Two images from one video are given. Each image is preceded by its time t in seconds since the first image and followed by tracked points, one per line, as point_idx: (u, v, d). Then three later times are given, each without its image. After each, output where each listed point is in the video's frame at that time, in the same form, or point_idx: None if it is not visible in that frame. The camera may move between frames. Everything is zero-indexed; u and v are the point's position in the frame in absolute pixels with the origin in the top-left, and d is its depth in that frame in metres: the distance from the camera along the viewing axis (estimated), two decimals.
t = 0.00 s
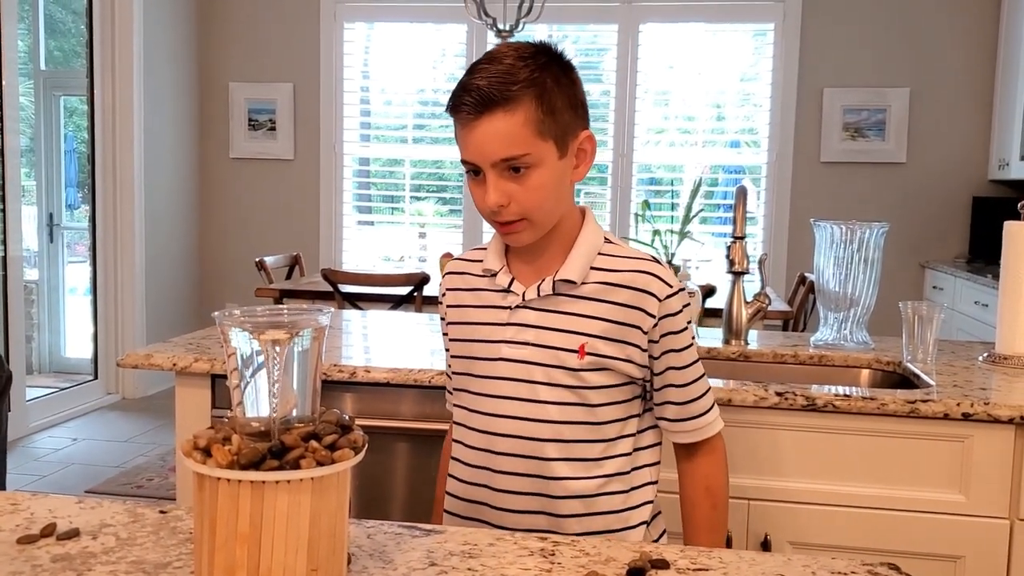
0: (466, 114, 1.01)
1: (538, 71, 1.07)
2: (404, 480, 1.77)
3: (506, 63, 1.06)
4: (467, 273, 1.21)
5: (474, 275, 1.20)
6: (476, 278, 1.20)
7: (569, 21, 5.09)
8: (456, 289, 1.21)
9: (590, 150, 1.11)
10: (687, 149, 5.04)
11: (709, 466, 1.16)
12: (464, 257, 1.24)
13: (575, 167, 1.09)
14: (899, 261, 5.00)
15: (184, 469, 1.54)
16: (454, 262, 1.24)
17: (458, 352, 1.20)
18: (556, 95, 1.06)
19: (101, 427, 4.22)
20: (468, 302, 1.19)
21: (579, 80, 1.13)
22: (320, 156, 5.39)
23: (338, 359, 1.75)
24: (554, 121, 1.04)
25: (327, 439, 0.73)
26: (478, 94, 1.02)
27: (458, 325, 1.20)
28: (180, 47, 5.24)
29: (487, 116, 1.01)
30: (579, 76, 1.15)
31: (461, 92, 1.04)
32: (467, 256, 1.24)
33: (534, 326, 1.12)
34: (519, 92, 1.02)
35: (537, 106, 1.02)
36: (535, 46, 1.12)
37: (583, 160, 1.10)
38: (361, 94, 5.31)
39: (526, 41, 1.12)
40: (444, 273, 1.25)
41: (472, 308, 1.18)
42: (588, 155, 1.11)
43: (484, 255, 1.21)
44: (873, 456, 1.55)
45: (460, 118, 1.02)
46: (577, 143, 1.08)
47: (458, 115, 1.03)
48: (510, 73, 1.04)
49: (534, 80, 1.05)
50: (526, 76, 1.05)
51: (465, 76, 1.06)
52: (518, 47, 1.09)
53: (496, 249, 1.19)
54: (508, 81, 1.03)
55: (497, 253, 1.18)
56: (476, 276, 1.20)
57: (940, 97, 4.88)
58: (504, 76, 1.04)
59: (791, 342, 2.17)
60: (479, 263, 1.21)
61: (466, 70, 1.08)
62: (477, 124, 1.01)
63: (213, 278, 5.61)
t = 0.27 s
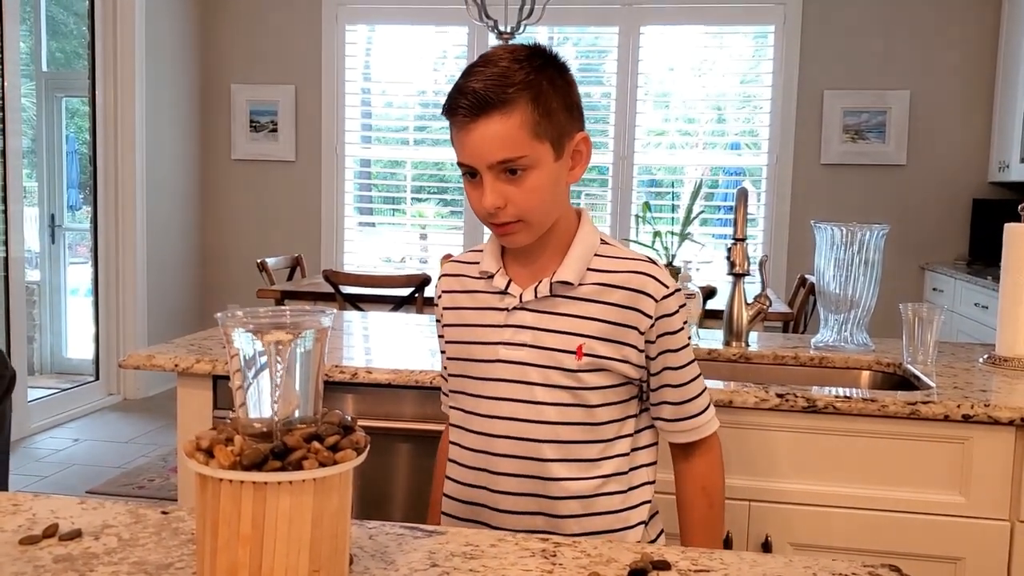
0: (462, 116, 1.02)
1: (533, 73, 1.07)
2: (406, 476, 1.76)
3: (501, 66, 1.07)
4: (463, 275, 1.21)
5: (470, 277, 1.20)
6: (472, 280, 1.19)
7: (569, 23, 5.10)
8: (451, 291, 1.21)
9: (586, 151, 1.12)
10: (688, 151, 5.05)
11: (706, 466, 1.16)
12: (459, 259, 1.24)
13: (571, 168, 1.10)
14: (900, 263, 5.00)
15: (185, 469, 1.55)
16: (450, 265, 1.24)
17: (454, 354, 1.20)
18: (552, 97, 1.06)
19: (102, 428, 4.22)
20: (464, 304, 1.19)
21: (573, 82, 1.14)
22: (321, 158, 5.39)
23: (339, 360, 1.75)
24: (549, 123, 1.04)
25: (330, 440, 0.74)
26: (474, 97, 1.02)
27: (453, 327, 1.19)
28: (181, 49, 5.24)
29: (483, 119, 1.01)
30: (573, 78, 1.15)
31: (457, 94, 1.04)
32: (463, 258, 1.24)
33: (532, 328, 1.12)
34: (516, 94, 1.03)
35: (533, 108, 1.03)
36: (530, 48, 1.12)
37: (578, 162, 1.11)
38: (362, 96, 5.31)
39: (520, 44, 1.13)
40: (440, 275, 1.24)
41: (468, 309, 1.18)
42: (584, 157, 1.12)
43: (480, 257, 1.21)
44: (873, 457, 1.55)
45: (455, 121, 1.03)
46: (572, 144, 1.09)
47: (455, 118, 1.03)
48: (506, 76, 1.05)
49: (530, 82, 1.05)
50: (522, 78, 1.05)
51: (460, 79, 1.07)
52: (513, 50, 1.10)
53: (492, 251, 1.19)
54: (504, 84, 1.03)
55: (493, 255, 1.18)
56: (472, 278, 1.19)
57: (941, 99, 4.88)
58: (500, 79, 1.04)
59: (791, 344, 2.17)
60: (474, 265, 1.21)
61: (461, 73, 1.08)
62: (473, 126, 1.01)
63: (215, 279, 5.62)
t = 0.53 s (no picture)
0: (460, 117, 1.02)
1: (530, 75, 1.07)
2: (406, 473, 1.76)
3: (499, 67, 1.07)
4: (460, 278, 1.21)
5: (467, 279, 1.20)
6: (470, 283, 1.19)
7: (571, 24, 5.10)
8: (448, 294, 1.21)
9: (582, 153, 1.12)
10: (688, 153, 5.05)
11: (703, 469, 1.16)
12: (456, 262, 1.24)
13: (567, 170, 1.10)
14: (901, 266, 5.00)
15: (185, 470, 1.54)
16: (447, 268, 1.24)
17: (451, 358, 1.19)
18: (549, 99, 1.06)
19: (103, 429, 4.22)
20: (461, 307, 1.19)
21: (570, 85, 1.14)
22: (322, 159, 5.39)
23: (339, 361, 1.75)
24: (546, 124, 1.04)
25: (332, 442, 0.74)
26: (471, 98, 1.02)
27: (450, 330, 1.19)
28: (182, 50, 5.24)
29: (480, 120, 1.01)
30: (570, 80, 1.15)
31: (454, 95, 1.04)
32: (460, 261, 1.24)
33: (531, 331, 1.13)
34: (513, 95, 1.03)
35: (530, 109, 1.03)
36: (527, 51, 1.12)
37: (575, 163, 1.11)
38: (363, 97, 5.31)
39: (518, 46, 1.13)
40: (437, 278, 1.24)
41: (465, 313, 1.18)
42: (581, 159, 1.12)
43: (478, 259, 1.21)
44: (873, 460, 1.55)
45: (453, 122, 1.02)
46: (569, 146, 1.09)
47: (451, 118, 1.03)
48: (503, 77, 1.05)
49: (527, 84, 1.05)
50: (519, 80, 1.05)
51: (457, 80, 1.06)
52: (511, 52, 1.10)
53: (490, 254, 1.19)
54: (501, 85, 1.03)
55: (491, 258, 1.18)
56: (469, 281, 1.19)
57: (941, 101, 4.88)
58: (498, 81, 1.04)
59: (792, 346, 2.17)
60: (472, 267, 1.21)
61: (458, 74, 1.08)
62: (470, 127, 1.01)
63: (215, 280, 5.62)
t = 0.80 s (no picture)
0: (458, 120, 1.02)
1: (528, 78, 1.07)
2: (407, 473, 1.76)
3: (497, 71, 1.07)
4: (458, 281, 1.21)
5: (465, 282, 1.20)
6: (468, 286, 1.19)
7: (572, 27, 5.11)
8: (446, 297, 1.21)
9: (580, 156, 1.12)
10: (689, 155, 5.05)
11: (702, 471, 1.16)
12: (454, 265, 1.24)
13: (565, 173, 1.10)
14: (902, 269, 4.99)
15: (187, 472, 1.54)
16: (444, 271, 1.24)
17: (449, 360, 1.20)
18: (547, 102, 1.06)
19: (104, 430, 4.22)
20: (460, 310, 1.19)
21: (568, 88, 1.14)
22: (323, 161, 5.40)
23: (340, 363, 1.75)
24: (544, 127, 1.04)
25: (334, 444, 0.74)
26: (469, 101, 1.02)
27: (449, 333, 1.19)
28: (184, 51, 5.25)
29: (478, 123, 1.01)
30: (568, 83, 1.15)
31: (452, 98, 1.04)
32: (458, 264, 1.24)
33: (529, 333, 1.13)
34: (511, 98, 1.03)
35: (528, 112, 1.03)
36: (525, 54, 1.12)
37: (572, 166, 1.11)
38: (365, 99, 5.32)
39: (516, 50, 1.13)
40: (435, 281, 1.24)
41: (463, 316, 1.18)
42: (578, 162, 1.12)
43: (475, 263, 1.21)
44: (874, 463, 1.55)
45: (451, 125, 1.02)
46: (567, 149, 1.09)
47: (450, 122, 1.03)
48: (501, 80, 1.05)
49: (525, 87, 1.05)
50: (517, 83, 1.05)
51: (456, 83, 1.06)
52: (509, 55, 1.10)
53: (488, 257, 1.19)
54: (499, 88, 1.03)
55: (489, 261, 1.18)
56: (467, 284, 1.19)
57: (942, 105, 4.89)
58: (496, 84, 1.04)
59: (793, 349, 2.17)
60: (469, 270, 1.21)
61: (456, 78, 1.08)
62: (468, 130, 1.01)
63: (216, 282, 5.62)
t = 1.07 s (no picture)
0: (457, 121, 1.02)
1: (528, 79, 1.07)
2: (407, 473, 1.75)
3: (497, 71, 1.07)
4: (457, 282, 1.21)
5: (464, 283, 1.20)
6: (467, 287, 1.19)
7: (573, 29, 5.11)
8: (445, 298, 1.21)
9: (580, 158, 1.12)
10: (690, 158, 5.06)
11: (703, 472, 1.16)
12: (454, 266, 1.24)
13: (565, 174, 1.10)
14: (903, 272, 4.99)
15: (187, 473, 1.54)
16: (444, 272, 1.24)
17: (449, 361, 1.19)
18: (547, 103, 1.06)
19: (105, 432, 4.22)
20: (459, 311, 1.19)
21: (568, 90, 1.14)
22: (324, 162, 5.40)
23: (341, 364, 1.75)
24: (543, 128, 1.04)
25: (335, 445, 0.74)
26: (469, 101, 1.02)
27: (448, 334, 1.19)
28: (186, 53, 5.25)
29: (477, 123, 1.01)
30: (568, 85, 1.15)
31: (452, 99, 1.04)
32: (457, 265, 1.24)
33: (529, 334, 1.13)
34: (510, 99, 1.03)
35: (527, 113, 1.03)
36: (525, 55, 1.12)
37: (572, 168, 1.11)
38: (366, 101, 5.32)
39: (516, 52, 1.13)
40: (434, 283, 1.24)
41: (462, 317, 1.18)
42: (578, 163, 1.12)
43: (475, 264, 1.21)
44: (875, 464, 1.55)
45: (451, 125, 1.02)
46: (567, 150, 1.09)
47: (450, 122, 1.03)
48: (500, 81, 1.05)
49: (525, 87, 1.05)
50: (517, 84, 1.05)
51: (456, 84, 1.07)
52: (509, 57, 1.10)
53: (488, 257, 1.19)
54: (499, 89, 1.03)
55: (488, 261, 1.18)
56: (467, 285, 1.19)
57: (944, 107, 4.89)
58: (495, 84, 1.04)
59: (794, 351, 2.17)
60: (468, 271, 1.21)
61: (456, 79, 1.09)
62: (468, 130, 1.01)
63: (217, 283, 5.62)
